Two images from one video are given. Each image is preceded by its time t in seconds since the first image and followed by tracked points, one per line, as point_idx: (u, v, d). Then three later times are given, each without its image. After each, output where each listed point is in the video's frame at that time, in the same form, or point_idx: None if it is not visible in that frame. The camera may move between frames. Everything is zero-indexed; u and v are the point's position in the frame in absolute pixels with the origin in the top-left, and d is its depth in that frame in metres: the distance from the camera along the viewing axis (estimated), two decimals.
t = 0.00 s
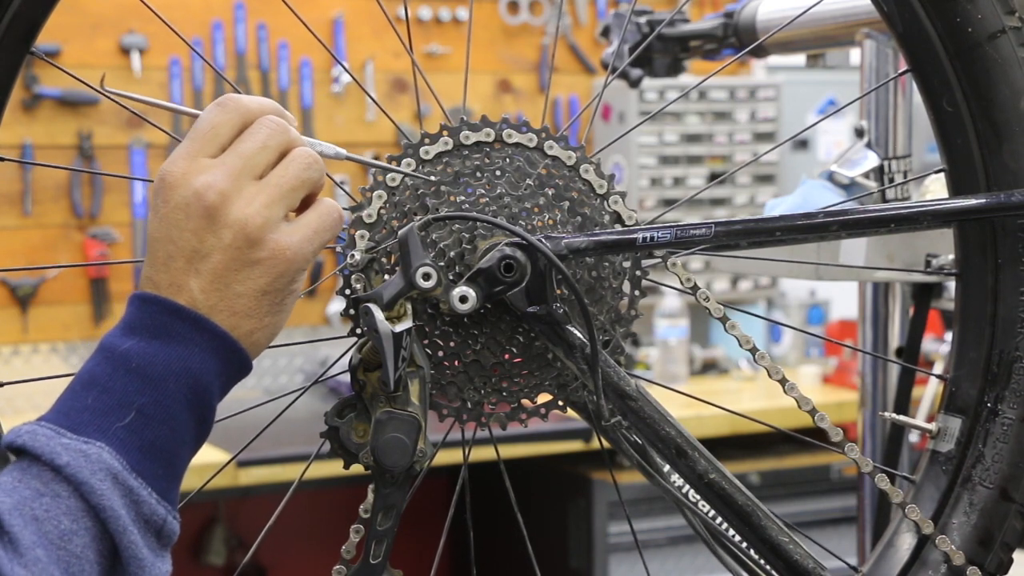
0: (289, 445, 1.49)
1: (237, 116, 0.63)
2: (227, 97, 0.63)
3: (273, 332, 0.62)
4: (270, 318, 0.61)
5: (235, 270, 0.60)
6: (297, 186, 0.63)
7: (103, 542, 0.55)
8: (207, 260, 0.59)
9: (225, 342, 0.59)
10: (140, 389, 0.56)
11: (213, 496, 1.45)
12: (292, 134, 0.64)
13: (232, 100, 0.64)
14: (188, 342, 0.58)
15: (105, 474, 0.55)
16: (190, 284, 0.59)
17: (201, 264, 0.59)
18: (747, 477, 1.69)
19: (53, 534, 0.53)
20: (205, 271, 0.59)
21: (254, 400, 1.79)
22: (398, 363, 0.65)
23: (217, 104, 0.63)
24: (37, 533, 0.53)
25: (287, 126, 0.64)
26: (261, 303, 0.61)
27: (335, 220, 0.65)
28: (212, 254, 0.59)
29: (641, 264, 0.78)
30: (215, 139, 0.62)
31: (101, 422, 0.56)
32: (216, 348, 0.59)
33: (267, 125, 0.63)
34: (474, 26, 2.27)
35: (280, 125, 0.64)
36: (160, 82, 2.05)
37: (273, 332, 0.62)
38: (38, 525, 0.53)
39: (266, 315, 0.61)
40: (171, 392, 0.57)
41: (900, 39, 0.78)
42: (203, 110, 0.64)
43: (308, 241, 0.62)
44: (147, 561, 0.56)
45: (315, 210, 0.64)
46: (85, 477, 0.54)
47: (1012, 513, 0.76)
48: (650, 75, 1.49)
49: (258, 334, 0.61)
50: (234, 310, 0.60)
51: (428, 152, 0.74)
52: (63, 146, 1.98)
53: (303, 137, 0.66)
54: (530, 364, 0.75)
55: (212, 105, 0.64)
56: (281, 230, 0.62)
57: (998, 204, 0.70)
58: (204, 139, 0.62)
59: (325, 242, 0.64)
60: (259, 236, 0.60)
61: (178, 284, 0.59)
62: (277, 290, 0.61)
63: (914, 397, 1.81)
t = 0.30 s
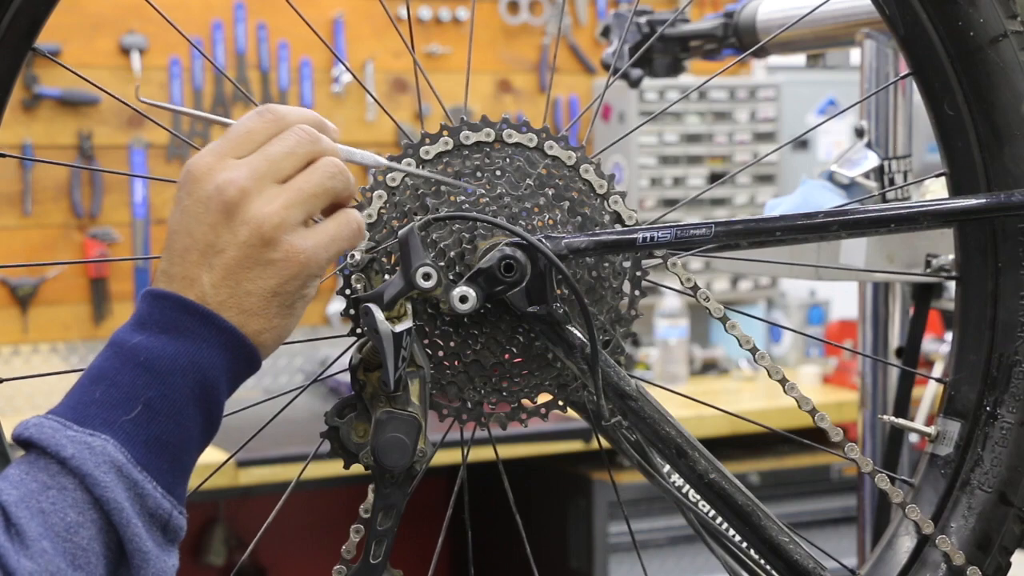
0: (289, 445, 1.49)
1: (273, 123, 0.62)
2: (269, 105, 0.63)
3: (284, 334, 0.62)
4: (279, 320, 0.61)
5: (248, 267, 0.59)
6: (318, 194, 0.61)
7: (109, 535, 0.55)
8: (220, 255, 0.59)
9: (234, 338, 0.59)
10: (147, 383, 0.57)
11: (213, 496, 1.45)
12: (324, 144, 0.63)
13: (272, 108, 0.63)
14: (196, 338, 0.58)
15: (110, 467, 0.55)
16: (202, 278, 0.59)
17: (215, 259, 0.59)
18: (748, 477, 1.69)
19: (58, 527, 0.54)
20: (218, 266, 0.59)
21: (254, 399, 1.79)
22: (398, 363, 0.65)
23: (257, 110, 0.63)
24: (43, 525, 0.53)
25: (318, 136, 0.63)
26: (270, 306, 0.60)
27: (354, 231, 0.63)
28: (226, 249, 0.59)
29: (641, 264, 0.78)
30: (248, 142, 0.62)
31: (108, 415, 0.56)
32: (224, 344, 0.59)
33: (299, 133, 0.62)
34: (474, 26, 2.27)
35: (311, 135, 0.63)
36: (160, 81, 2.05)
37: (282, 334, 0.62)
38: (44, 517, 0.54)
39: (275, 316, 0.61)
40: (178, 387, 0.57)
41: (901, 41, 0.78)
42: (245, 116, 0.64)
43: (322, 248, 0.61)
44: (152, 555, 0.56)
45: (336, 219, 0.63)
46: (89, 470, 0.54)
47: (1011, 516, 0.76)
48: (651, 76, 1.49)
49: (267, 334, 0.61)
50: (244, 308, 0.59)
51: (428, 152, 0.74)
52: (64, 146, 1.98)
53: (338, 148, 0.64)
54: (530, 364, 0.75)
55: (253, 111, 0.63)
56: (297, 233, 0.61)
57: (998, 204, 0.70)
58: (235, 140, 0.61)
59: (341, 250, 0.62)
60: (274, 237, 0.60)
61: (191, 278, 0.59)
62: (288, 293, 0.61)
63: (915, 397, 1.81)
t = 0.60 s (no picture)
0: (289, 445, 1.49)
1: (280, 104, 0.60)
2: (275, 87, 0.60)
3: (292, 309, 0.59)
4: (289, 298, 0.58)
5: (258, 245, 0.57)
6: (329, 175, 0.59)
7: (127, 512, 0.54)
8: (230, 234, 0.56)
9: (245, 314, 0.57)
10: (158, 362, 0.54)
11: (214, 496, 1.45)
12: (332, 125, 0.61)
13: (279, 87, 0.61)
14: (207, 315, 0.56)
15: (126, 444, 0.53)
16: (211, 258, 0.56)
17: (224, 237, 0.56)
18: (747, 477, 1.69)
19: (76, 504, 0.52)
20: (227, 244, 0.56)
21: (253, 399, 1.79)
22: (398, 363, 0.65)
23: (263, 89, 0.60)
24: (60, 503, 0.52)
25: (328, 117, 0.60)
26: (279, 284, 0.58)
27: (358, 211, 0.62)
28: (236, 227, 0.56)
29: (641, 264, 0.78)
30: (256, 121, 0.59)
31: (119, 394, 0.54)
32: (236, 321, 0.56)
33: (308, 113, 0.60)
34: (474, 26, 2.27)
35: (320, 115, 0.60)
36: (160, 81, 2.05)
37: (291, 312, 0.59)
38: (61, 495, 0.52)
39: (283, 293, 0.58)
40: (190, 364, 0.55)
41: (902, 41, 0.78)
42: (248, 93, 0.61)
43: (332, 228, 0.59)
44: (169, 529, 0.55)
45: (342, 199, 0.61)
46: (105, 447, 0.53)
47: (1011, 516, 0.76)
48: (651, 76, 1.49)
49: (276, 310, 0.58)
50: (254, 286, 0.57)
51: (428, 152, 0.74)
52: (64, 146, 1.98)
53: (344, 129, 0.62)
54: (530, 364, 0.75)
55: (257, 92, 0.60)
56: (306, 210, 0.58)
57: (998, 204, 0.70)
58: (243, 121, 0.59)
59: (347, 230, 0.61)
60: (284, 215, 0.57)
61: (199, 256, 0.56)
62: (298, 269, 0.58)
63: (915, 397, 1.81)
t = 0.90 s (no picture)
0: (289, 445, 1.49)
1: (271, 110, 0.64)
2: (267, 94, 0.64)
3: (286, 317, 0.62)
4: (281, 303, 0.61)
5: (249, 252, 0.60)
6: (319, 178, 0.62)
7: (116, 519, 0.55)
8: (221, 241, 0.59)
9: (235, 323, 0.59)
10: (151, 368, 0.57)
11: (213, 496, 1.45)
12: (321, 129, 0.64)
13: (270, 96, 0.64)
14: (198, 323, 0.58)
15: (116, 451, 0.55)
16: (203, 264, 0.59)
17: (216, 244, 0.60)
18: (748, 477, 1.69)
19: (66, 511, 0.54)
20: (219, 251, 0.59)
21: (253, 400, 1.79)
22: (398, 363, 0.65)
23: (254, 99, 0.64)
24: (51, 510, 0.53)
25: (316, 122, 0.64)
26: (271, 290, 0.61)
27: (352, 216, 0.64)
28: (227, 234, 0.59)
29: (641, 264, 0.78)
30: (247, 128, 0.63)
31: (112, 401, 0.56)
32: (226, 329, 0.59)
33: (297, 119, 0.64)
34: (474, 27, 2.27)
35: (309, 120, 0.64)
36: (160, 81, 2.05)
37: (283, 319, 0.62)
38: (52, 502, 0.53)
39: (277, 299, 0.61)
40: (181, 370, 0.57)
41: (901, 41, 0.78)
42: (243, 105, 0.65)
43: (323, 232, 0.62)
44: (159, 538, 0.56)
45: (335, 204, 0.64)
46: (95, 454, 0.54)
47: (1011, 516, 0.76)
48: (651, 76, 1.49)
49: (268, 318, 0.61)
50: (245, 291, 0.60)
51: (428, 153, 0.74)
52: (64, 146, 1.98)
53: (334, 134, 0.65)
54: (530, 364, 0.75)
55: (251, 100, 0.65)
56: (297, 217, 0.61)
57: (998, 204, 0.70)
58: (235, 128, 0.63)
59: (340, 235, 0.63)
60: (274, 221, 0.60)
61: (191, 263, 0.59)
62: (289, 277, 0.61)
63: (914, 397, 1.81)
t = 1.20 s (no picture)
0: (290, 445, 1.49)
1: (304, 116, 0.64)
2: (303, 101, 0.64)
3: (294, 322, 0.62)
4: (291, 306, 0.61)
5: (262, 252, 0.60)
6: (342, 187, 0.62)
7: (117, 519, 0.55)
8: (237, 238, 0.59)
9: (242, 322, 0.59)
10: (155, 367, 0.57)
11: (214, 497, 1.45)
12: (349, 140, 0.64)
13: (305, 102, 0.64)
14: (204, 322, 0.58)
15: (117, 450, 0.55)
16: (217, 259, 0.59)
17: (231, 241, 0.60)
18: (748, 477, 1.69)
19: (66, 511, 0.54)
20: (234, 248, 0.59)
21: (254, 399, 1.79)
22: (398, 363, 0.65)
23: (289, 103, 0.64)
24: (51, 510, 0.53)
25: (345, 133, 0.63)
26: (281, 294, 0.60)
27: (371, 228, 0.64)
28: (244, 232, 0.59)
29: (641, 264, 0.78)
30: (277, 132, 0.63)
31: (116, 399, 0.56)
32: (232, 329, 0.59)
33: (327, 126, 0.63)
34: (474, 27, 2.27)
35: (339, 130, 0.64)
36: (159, 81, 2.05)
37: (293, 322, 0.62)
38: (52, 502, 0.54)
39: (287, 303, 0.61)
40: (185, 369, 0.57)
41: (902, 41, 0.78)
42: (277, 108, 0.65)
43: (340, 239, 0.61)
44: (160, 538, 0.56)
45: (356, 214, 0.63)
46: (96, 453, 0.54)
47: (1010, 516, 0.76)
48: (651, 76, 1.49)
49: (276, 320, 0.61)
50: (255, 291, 0.60)
51: (428, 152, 0.74)
52: (64, 146, 1.98)
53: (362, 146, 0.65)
54: (530, 364, 0.75)
55: (285, 105, 0.65)
56: (316, 222, 0.61)
57: (998, 204, 0.70)
58: (266, 130, 0.62)
59: (358, 245, 0.63)
60: (292, 223, 0.60)
61: (205, 258, 0.59)
62: (301, 280, 0.61)
63: (915, 397, 1.81)
